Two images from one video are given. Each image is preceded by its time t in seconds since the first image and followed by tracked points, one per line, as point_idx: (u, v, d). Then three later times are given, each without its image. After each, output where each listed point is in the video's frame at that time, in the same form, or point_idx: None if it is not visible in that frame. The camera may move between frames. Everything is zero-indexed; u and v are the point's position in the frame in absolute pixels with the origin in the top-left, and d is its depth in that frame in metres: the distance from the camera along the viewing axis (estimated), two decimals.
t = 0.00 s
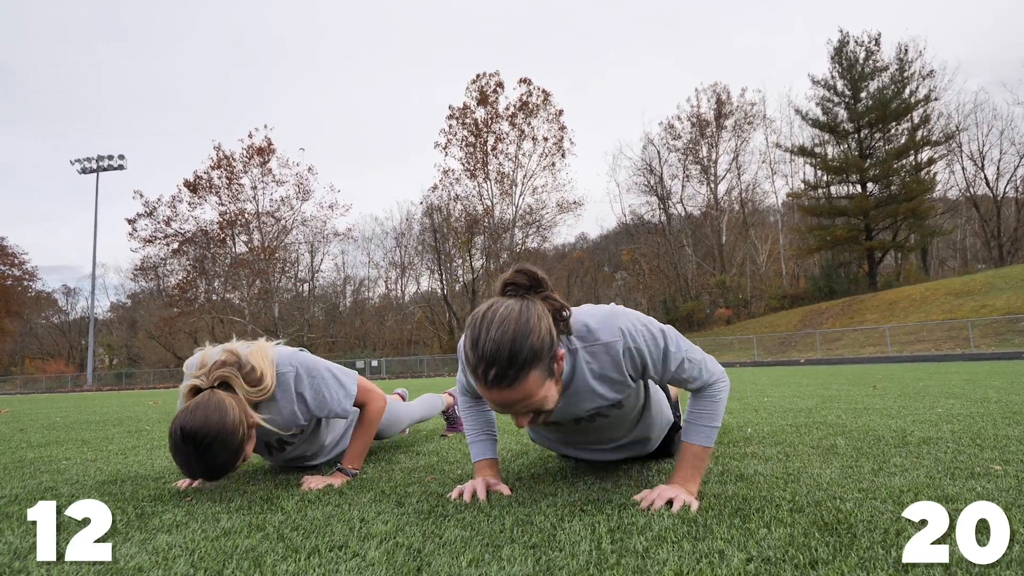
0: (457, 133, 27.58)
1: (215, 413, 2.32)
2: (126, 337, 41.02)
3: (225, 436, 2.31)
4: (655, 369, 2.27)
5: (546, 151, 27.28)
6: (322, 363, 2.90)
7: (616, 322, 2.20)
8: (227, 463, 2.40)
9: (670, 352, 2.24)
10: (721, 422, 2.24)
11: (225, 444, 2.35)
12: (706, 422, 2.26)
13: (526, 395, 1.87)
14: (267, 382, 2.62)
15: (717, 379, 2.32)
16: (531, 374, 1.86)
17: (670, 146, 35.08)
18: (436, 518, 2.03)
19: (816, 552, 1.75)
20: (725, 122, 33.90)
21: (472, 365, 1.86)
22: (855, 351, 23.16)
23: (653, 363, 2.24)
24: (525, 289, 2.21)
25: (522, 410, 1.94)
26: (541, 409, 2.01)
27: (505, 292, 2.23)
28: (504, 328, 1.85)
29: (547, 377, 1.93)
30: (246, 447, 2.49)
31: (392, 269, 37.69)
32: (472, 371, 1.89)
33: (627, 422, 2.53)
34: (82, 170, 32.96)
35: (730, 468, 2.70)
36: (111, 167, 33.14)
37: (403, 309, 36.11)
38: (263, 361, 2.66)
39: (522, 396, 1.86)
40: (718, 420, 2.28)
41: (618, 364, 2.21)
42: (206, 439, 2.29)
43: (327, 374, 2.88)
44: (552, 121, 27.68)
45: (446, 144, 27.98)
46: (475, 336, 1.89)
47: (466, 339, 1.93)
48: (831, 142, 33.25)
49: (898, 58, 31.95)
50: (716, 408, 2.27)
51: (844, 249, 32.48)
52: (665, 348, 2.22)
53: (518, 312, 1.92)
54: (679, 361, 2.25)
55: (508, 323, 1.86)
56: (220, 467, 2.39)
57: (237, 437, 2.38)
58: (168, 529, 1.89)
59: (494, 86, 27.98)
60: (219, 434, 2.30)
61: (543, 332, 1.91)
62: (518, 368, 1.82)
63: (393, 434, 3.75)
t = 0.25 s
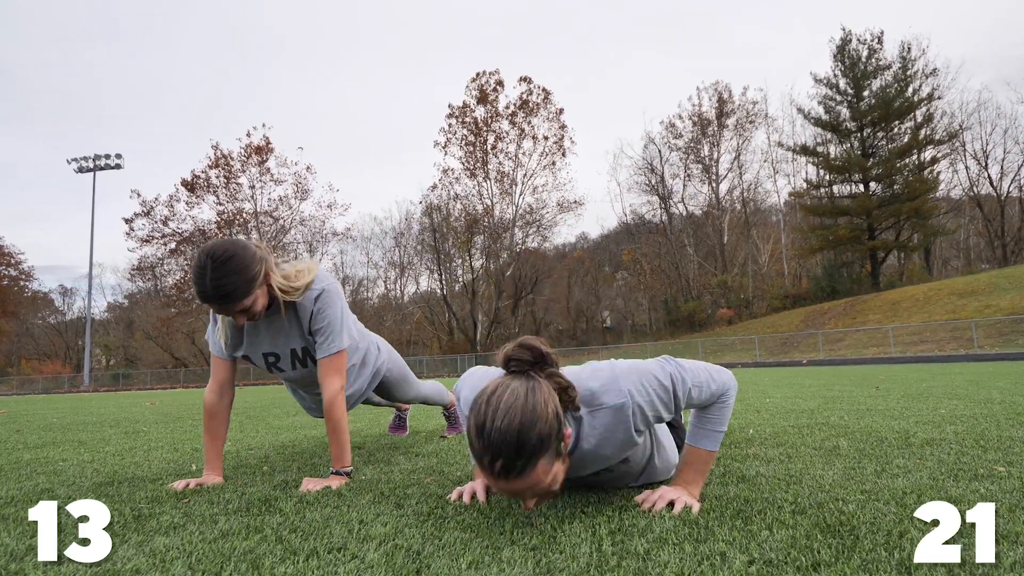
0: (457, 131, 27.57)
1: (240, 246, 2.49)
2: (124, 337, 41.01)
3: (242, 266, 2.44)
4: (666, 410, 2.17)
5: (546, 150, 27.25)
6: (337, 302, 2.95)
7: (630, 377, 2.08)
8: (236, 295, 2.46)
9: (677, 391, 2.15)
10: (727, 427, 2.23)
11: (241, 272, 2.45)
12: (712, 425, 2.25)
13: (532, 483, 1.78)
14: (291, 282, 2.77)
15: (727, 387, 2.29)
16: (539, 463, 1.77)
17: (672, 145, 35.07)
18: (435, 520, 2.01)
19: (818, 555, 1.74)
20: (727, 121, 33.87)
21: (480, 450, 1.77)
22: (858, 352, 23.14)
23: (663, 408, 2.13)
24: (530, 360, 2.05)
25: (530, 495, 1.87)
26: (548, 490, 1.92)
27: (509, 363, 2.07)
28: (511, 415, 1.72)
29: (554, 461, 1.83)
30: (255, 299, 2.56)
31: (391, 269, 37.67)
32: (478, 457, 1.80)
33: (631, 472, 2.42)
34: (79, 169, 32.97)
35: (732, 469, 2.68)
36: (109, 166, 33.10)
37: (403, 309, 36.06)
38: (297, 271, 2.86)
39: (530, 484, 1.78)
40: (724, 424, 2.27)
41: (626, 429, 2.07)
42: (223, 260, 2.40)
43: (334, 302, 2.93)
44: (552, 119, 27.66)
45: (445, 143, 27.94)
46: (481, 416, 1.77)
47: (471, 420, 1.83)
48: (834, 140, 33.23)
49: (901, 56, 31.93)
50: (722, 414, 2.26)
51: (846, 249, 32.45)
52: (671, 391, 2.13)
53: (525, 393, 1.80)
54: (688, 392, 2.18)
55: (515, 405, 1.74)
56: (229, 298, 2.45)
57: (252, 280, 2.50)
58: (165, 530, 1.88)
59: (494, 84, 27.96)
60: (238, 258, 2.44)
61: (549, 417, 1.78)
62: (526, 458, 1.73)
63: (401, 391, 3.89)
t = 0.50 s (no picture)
0: (456, 130, 27.55)
1: (209, 348, 2.34)
2: (120, 338, 40.98)
3: (216, 371, 2.30)
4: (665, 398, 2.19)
5: (547, 148, 27.23)
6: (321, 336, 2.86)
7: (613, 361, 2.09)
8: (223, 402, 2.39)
9: (677, 379, 2.16)
10: (729, 426, 2.22)
11: (220, 385, 2.35)
12: (714, 426, 2.24)
13: (532, 453, 1.82)
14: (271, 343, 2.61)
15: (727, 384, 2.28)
16: (536, 433, 1.80)
17: (673, 144, 35.06)
18: (435, 522, 2.00)
19: (821, 557, 1.72)
20: (729, 119, 33.84)
21: (474, 425, 1.79)
22: (861, 352, 23.11)
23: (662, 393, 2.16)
24: (522, 336, 2.04)
25: (523, 466, 1.89)
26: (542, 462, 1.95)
27: (502, 338, 2.06)
28: (506, 389, 1.75)
29: (549, 434, 1.86)
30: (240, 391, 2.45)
31: (390, 269, 37.64)
32: (473, 431, 1.82)
33: (627, 459, 2.41)
34: (75, 167, 32.96)
35: (733, 470, 2.67)
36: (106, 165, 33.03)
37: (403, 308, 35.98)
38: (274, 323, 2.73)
39: (525, 456, 1.82)
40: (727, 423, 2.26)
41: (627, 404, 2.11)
42: (205, 374, 2.31)
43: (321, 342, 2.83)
44: (552, 118, 27.62)
45: (445, 142, 27.88)
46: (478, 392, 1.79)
47: (466, 396, 1.85)
48: (836, 139, 33.23)
49: (904, 55, 31.91)
50: (724, 413, 2.24)
51: (849, 248, 32.42)
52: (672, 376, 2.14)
53: (518, 367, 1.82)
54: (687, 381, 2.18)
55: (508, 379, 1.77)
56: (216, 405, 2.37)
57: (231, 377, 2.38)
58: (161, 533, 1.86)
59: (494, 83, 27.92)
60: (211, 371, 2.30)
61: (544, 389, 1.82)
62: (522, 424, 1.74)
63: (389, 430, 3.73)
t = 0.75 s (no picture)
0: (456, 129, 27.56)
1: (209, 417, 2.29)
2: (117, 339, 40.95)
3: (222, 437, 2.30)
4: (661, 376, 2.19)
5: (548, 147, 27.22)
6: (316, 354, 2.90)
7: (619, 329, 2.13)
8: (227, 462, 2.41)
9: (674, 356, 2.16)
10: (727, 426, 2.19)
11: (224, 448, 2.36)
12: (712, 425, 2.22)
13: (523, 408, 1.85)
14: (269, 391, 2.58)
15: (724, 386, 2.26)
16: (527, 387, 1.83)
17: (674, 143, 35.05)
18: (434, 523, 1.98)
19: (823, 558, 1.71)
20: (731, 118, 33.84)
21: (467, 376, 1.83)
22: (864, 352, 23.11)
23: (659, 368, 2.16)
24: (519, 297, 2.10)
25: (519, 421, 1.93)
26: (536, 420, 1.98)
27: (500, 299, 2.12)
28: (499, 343, 1.79)
29: (543, 387, 1.90)
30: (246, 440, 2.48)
31: (389, 269, 37.61)
32: (466, 383, 1.87)
33: (629, 432, 2.46)
34: (71, 167, 32.99)
35: (735, 471, 2.66)
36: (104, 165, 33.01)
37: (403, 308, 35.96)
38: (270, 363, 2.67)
39: (518, 409, 1.84)
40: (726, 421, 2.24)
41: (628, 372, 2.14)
42: (198, 440, 2.29)
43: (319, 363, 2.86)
44: (552, 117, 27.64)
45: (444, 142, 27.89)
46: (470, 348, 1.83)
47: (461, 350, 1.89)
48: (839, 138, 33.25)
49: (907, 53, 31.88)
50: (722, 412, 2.22)
51: (852, 248, 32.39)
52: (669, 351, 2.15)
53: (514, 322, 1.87)
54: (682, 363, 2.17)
55: (503, 337, 1.80)
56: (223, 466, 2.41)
57: (235, 436, 2.38)
58: (160, 534, 1.85)
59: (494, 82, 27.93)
60: (215, 439, 2.30)
61: (538, 342, 1.85)
62: (517, 382, 1.79)
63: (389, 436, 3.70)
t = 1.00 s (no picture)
0: (455, 128, 27.55)
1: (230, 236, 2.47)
2: (114, 339, 40.98)
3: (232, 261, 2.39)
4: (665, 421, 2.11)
5: (548, 146, 27.18)
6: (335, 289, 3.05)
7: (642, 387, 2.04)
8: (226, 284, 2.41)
9: (676, 401, 2.08)
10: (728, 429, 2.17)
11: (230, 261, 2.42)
12: (712, 428, 2.20)
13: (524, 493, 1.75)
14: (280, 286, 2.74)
15: (725, 386, 2.23)
16: (531, 473, 1.73)
17: (676, 142, 35.01)
18: (433, 526, 1.97)
19: (826, 561, 1.69)
20: (732, 117, 33.79)
21: (470, 459, 1.75)
22: (866, 353, 23.08)
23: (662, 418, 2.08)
24: (522, 369, 2.03)
25: (523, 505, 1.84)
26: (541, 502, 1.89)
27: (503, 371, 2.07)
28: (501, 424, 1.70)
29: (548, 471, 1.79)
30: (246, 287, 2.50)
31: (388, 268, 37.57)
32: (469, 466, 1.77)
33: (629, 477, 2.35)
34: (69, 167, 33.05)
35: (737, 473, 2.64)
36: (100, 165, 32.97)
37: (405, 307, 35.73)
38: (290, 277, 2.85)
39: (524, 496, 1.75)
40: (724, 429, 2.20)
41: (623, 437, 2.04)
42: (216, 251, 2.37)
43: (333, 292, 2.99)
44: (553, 116, 27.62)
45: (444, 140, 27.88)
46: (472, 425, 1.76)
47: (464, 430, 1.81)
48: (841, 137, 33.26)
49: (911, 51, 31.79)
50: (723, 415, 2.20)
51: (854, 248, 32.32)
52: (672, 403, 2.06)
53: (516, 403, 1.76)
54: (685, 397, 2.11)
55: (507, 411, 1.72)
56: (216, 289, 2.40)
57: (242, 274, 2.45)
58: (157, 536, 1.84)
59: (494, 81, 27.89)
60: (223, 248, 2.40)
61: (544, 425, 1.75)
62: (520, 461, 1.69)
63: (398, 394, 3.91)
